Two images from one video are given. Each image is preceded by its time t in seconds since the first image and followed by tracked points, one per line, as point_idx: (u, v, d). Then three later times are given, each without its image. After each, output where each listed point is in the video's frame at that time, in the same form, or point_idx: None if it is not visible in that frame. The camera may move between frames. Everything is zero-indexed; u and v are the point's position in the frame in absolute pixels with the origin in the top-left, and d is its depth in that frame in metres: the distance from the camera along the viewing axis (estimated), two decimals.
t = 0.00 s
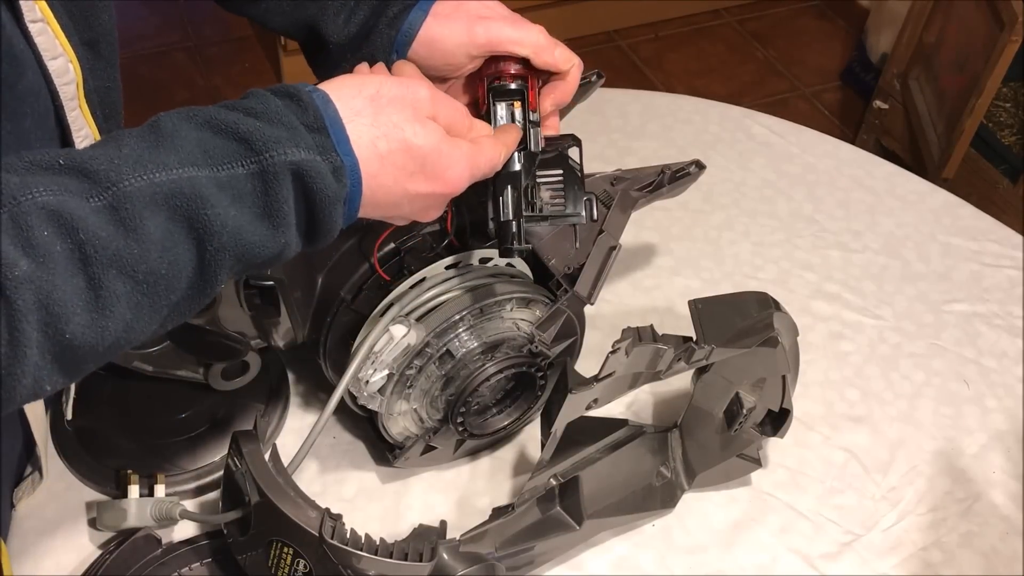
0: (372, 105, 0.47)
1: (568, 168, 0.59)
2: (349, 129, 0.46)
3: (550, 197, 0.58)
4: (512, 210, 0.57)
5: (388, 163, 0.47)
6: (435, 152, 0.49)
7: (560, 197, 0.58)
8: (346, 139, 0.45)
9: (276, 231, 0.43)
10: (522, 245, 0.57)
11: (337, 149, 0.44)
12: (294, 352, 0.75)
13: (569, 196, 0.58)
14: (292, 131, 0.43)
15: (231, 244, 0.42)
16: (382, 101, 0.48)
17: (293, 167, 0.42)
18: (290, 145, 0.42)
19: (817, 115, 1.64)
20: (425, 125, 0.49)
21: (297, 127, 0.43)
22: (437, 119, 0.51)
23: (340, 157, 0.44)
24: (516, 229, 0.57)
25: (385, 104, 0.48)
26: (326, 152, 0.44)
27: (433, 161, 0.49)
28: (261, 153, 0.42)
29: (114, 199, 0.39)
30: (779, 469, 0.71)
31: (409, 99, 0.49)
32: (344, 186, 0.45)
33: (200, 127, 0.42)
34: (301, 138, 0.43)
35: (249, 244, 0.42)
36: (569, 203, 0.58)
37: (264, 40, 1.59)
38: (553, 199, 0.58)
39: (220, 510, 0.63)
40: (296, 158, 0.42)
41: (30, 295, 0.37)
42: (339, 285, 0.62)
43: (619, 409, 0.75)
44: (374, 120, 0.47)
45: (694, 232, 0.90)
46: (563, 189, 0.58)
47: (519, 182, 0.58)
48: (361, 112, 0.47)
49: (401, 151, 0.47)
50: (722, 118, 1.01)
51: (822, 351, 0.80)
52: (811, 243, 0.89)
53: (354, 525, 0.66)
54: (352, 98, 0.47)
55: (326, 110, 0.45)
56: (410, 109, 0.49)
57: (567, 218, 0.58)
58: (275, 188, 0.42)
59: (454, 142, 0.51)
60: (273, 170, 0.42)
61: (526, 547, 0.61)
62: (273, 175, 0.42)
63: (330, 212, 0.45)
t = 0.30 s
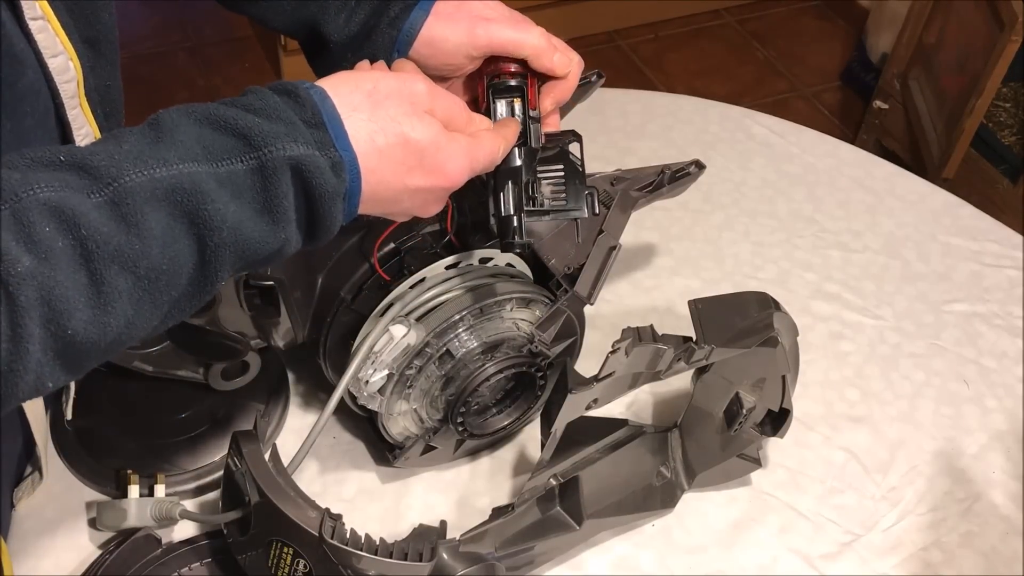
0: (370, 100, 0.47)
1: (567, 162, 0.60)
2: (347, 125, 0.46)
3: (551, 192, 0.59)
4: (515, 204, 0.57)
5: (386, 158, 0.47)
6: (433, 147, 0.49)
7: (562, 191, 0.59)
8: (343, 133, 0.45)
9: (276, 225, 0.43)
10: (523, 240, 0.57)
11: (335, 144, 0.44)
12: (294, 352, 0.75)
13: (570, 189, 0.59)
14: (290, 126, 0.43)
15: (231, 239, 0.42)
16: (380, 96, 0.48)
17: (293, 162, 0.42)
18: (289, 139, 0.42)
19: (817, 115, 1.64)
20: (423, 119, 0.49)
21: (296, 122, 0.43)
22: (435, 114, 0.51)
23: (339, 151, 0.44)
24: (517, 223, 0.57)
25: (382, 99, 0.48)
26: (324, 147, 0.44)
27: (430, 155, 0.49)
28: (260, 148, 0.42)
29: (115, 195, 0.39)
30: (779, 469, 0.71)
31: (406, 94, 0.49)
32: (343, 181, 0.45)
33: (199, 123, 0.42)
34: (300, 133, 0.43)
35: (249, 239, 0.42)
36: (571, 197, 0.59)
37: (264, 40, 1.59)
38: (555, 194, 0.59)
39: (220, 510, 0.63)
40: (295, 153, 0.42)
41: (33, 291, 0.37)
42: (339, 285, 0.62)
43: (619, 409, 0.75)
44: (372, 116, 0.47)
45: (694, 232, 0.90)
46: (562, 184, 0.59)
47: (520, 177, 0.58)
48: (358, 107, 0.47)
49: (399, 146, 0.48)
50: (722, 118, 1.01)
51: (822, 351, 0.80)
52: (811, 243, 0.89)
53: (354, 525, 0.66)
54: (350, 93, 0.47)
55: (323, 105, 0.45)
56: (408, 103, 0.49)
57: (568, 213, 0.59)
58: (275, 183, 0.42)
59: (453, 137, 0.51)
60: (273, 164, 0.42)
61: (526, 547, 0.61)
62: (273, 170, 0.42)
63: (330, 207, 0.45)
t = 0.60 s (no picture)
0: (366, 92, 0.48)
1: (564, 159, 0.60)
2: (344, 114, 0.46)
3: (549, 189, 0.59)
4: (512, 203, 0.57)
5: (387, 146, 0.47)
6: (432, 134, 0.49)
7: (559, 189, 0.59)
8: (341, 121, 0.45)
9: (279, 219, 0.43)
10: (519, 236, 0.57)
11: (336, 137, 0.44)
12: (294, 352, 0.75)
13: (569, 187, 0.59)
14: (290, 120, 0.43)
15: (234, 233, 0.42)
16: (375, 88, 0.49)
17: (294, 154, 0.42)
18: (289, 132, 0.42)
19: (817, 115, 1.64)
20: (419, 106, 0.49)
21: (296, 117, 0.43)
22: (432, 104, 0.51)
23: (340, 144, 0.44)
24: (514, 220, 0.57)
25: (377, 90, 0.49)
26: (325, 141, 0.44)
27: (431, 143, 0.49)
28: (261, 142, 0.42)
29: (118, 190, 0.39)
30: (779, 469, 0.71)
31: (401, 85, 0.50)
32: (345, 173, 0.45)
33: (200, 120, 0.42)
34: (300, 126, 0.43)
35: (252, 232, 0.42)
36: (568, 195, 0.59)
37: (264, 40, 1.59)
38: (552, 191, 0.59)
39: (220, 510, 0.63)
40: (296, 146, 0.42)
41: (38, 287, 0.37)
42: (339, 285, 0.62)
43: (619, 409, 0.75)
44: (369, 105, 0.47)
45: (694, 232, 0.90)
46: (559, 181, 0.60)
47: (518, 176, 0.57)
48: (355, 98, 0.47)
49: (399, 132, 0.48)
50: (722, 118, 1.01)
51: (822, 351, 0.80)
52: (811, 243, 0.89)
53: (354, 525, 0.66)
54: (346, 86, 0.48)
55: (322, 100, 0.45)
56: (402, 93, 0.50)
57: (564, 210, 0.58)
58: (276, 176, 0.42)
59: (452, 125, 0.51)
60: (274, 157, 0.42)
61: (526, 547, 0.61)
62: (274, 163, 0.42)
63: (333, 200, 0.44)
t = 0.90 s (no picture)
0: (367, 99, 0.48)
1: (558, 159, 0.61)
2: (346, 123, 0.46)
3: (542, 190, 0.60)
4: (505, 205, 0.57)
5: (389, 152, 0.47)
6: (434, 139, 0.49)
7: (553, 190, 0.60)
8: (343, 130, 0.45)
9: (282, 227, 0.43)
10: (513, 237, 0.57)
11: (338, 145, 0.44)
12: (294, 352, 0.75)
13: (563, 188, 0.60)
14: (293, 128, 0.43)
15: (238, 240, 0.42)
16: (376, 94, 0.49)
17: (297, 163, 0.43)
18: (292, 140, 0.43)
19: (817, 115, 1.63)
20: (421, 113, 0.49)
21: (298, 125, 0.44)
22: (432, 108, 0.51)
23: (342, 152, 0.44)
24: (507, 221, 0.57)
25: (378, 97, 0.48)
26: (328, 148, 0.44)
27: (432, 148, 0.49)
28: (264, 150, 0.42)
29: (122, 198, 0.39)
30: (779, 469, 0.71)
31: (401, 90, 0.50)
32: (348, 181, 0.45)
33: (203, 128, 0.42)
34: (303, 134, 0.43)
35: (254, 240, 0.42)
36: (562, 195, 0.59)
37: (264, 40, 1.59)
38: (546, 191, 0.60)
39: (220, 510, 0.63)
40: (299, 154, 0.42)
41: (41, 293, 0.37)
42: (339, 285, 0.62)
43: (619, 409, 0.75)
44: (370, 113, 0.47)
45: (694, 231, 0.90)
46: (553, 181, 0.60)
47: (513, 177, 0.58)
48: (357, 106, 0.47)
49: (401, 139, 0.48)
50: (722, 118, 1.01)
51: (822, 351, 0.80)
52: (811, 243, 0.89)
53: (354, 525, 0.66)
54: (347, 94, 0.47)
55: (323, 108, 0.45)
56: (403, 99, 0.49)
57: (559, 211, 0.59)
58: (279, 184, 0.42)
59: (452, 129, 0.51)
60: (277, 165, 0.42)
61: (526, 547, 0.61)
62: (277, 172, 0.42)
63: (335, 208, 0.45)
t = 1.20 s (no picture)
0: (370, 98, 0.48)
1: (563, 158, 0.60)
2: (351, 121, 0.46)
3: (547, 188, 0.59)
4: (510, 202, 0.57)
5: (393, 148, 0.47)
6: (438, 136, 0.49)
7: (557, 188, 0.59)
8: (348, 127, 0.45)
9: (288, 224, 0.43)
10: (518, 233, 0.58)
11: (344, 142, 0.44)
12: (294, 352, 0.75)
13: (567, 187, 0.59)
14: (298, 126, 0.43)
15: (243, 239, 0.42)
16: (379, 93, 0.49)
17: (302, 159, 0.42)
18: (298, 138, 0.42)
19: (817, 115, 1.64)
20: (424, 111, 0.49)
21: (303, 122, 0.43)
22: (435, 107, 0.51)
23: (347, 149, 0.44)
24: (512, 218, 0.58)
25: (381, 95, 0.49)
26: (333, 146, 0.44)
27: (436, 145, 0.49)
28: (270, 148, 0.42)
29: (128, 196, 0.39)
30: (779, 469, 0.71)
31: (404, 89, 0.50)
32: (353, 178, 0.45)
33: (209, 126, 0.42)
34: (308, 131, 0.43)
35: (259, 239, 0.42)
36: (566, 195, 0.59)
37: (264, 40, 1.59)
38: (550, 190, 0.59)
39: (220, 510, 0.63)
40: (304, 152, 0.42)
41: (47, 292, 0.37)
42: (339, 285, 0.61)
43: (619, 409, 0.75)
44: (374, 111, 0.47)
45: (694, 231, 0.90)
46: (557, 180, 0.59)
47: (518, 175, 0.58)
48: (360, 105, 0.47)
49: (406, 137, 0.48)
50: (722, 118, 1.01)
51: (821, 351, 0.80)
52: (811, 243, 0.89)
53: (354, 525, 0.66)
54: (351, 93, 0.48)
55: (328, 106, 0.45)
56: (406, 98, 0.50)
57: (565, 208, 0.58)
58: (285, 181, 0.42)
59: (455, 127, 0.51)
60: (283, 163, 0.42)
61: (526, 547, 0.61)
62: (283, 169, 0.42)
63: (340, 206, 0.44)
